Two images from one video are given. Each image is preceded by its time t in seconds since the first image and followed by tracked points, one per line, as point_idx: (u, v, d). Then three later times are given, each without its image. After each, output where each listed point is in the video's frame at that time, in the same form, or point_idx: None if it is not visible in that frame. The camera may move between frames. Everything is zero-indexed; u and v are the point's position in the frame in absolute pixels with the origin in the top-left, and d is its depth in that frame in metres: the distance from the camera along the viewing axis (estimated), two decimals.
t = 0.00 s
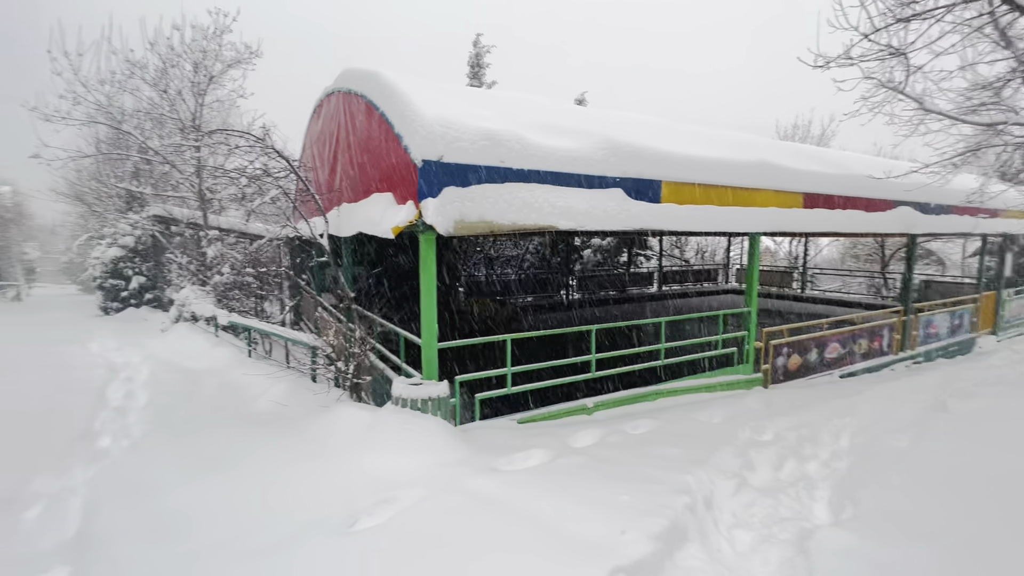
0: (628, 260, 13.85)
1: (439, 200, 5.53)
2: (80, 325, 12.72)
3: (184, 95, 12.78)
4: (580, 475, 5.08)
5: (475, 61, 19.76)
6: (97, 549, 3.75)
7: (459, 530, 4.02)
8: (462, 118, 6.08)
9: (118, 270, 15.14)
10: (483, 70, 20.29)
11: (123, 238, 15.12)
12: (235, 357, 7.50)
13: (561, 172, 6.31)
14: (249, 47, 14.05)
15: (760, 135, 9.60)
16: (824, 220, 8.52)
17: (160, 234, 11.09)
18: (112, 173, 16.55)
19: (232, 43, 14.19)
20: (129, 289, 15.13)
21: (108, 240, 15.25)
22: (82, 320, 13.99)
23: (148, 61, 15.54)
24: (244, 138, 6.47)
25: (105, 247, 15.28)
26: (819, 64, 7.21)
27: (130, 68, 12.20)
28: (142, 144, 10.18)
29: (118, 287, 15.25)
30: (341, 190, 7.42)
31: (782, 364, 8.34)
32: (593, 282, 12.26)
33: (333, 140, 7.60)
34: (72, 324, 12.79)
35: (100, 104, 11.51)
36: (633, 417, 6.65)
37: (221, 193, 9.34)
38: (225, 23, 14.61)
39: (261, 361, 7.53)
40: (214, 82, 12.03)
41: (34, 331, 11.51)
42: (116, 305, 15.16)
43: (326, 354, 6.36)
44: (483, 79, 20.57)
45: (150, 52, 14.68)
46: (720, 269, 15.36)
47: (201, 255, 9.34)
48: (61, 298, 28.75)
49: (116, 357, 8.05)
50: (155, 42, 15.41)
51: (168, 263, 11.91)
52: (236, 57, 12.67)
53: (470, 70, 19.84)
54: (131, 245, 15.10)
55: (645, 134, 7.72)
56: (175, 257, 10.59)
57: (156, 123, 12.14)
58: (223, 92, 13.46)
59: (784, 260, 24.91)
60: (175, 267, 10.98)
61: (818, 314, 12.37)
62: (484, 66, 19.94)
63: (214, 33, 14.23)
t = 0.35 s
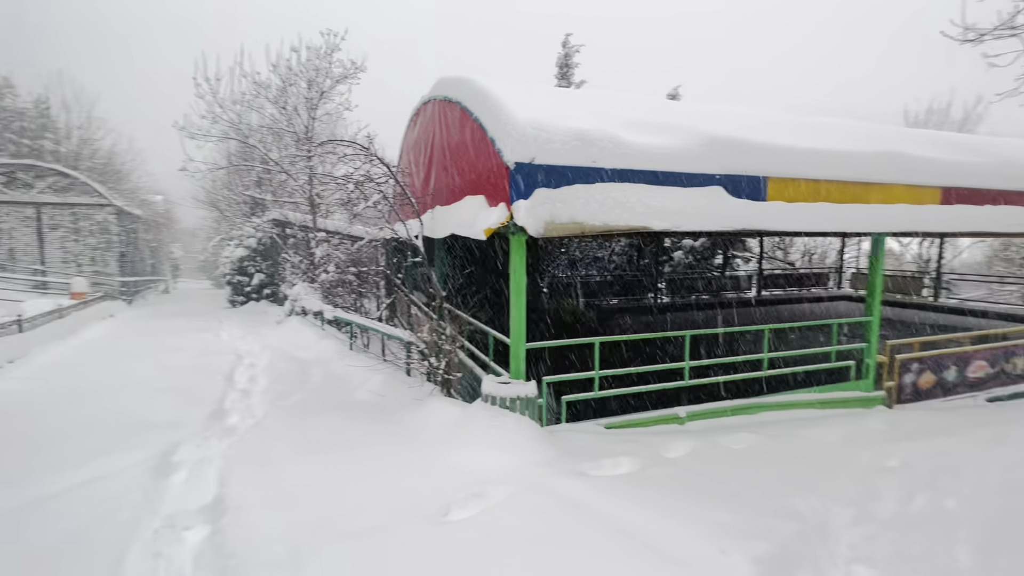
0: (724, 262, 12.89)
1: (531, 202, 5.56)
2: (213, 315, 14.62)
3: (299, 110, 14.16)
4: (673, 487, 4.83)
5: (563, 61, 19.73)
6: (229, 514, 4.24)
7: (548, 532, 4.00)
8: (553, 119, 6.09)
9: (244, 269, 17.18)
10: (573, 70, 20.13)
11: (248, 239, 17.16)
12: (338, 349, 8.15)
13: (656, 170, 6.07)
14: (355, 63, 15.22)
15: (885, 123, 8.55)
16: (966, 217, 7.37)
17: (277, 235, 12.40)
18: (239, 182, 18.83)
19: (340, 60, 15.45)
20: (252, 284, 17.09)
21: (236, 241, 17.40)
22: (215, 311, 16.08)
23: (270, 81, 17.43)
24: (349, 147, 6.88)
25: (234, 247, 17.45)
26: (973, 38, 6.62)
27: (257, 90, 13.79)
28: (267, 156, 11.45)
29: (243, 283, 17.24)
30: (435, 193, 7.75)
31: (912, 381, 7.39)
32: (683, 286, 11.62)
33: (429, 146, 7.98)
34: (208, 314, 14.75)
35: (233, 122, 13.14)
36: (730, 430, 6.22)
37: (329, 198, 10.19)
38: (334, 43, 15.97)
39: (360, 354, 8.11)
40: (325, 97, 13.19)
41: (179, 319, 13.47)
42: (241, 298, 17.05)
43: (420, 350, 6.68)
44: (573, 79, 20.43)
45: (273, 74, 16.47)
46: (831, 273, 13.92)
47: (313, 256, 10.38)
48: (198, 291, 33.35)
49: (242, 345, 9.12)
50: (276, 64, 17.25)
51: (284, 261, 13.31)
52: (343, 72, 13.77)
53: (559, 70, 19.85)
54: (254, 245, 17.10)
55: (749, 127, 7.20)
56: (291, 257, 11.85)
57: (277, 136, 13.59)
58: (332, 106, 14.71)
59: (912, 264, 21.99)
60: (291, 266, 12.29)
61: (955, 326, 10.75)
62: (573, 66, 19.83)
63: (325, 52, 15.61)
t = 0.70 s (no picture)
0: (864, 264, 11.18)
1: (643, 200, 5.34)
2: (339, 310, 16.34)
3: (415, 121, 15.22)
4: (805, 515, 4.31)
5: (675, 52, 18.93)
6: (354, 492, 4.62)
7: (663, 548, 3.77)
8: (669, 113, 5.79)
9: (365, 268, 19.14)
10: (684, 60, 19.23)
11: (369, 241, 18.95)
12: (447, 344, 8.59)
13: (785, 164, 5.53)
14: (465, 71, 15.93)
15: None
16: None
17: (393, 237, 13.48)
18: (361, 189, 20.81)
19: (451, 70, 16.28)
20: (372, 282, 18.82)
21: (359, 243, 19.32)
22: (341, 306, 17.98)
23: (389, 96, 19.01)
24: (462, 152, 7.21)
25: (357, 248, 19.42)
26: None
27: (379, 104, 15.08)
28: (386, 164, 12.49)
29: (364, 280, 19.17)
30: (541, 195, 7.85)
31: None
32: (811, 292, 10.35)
33: (535, 148, 8.11)
34: (335, 308, 16.55)
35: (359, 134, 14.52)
36: (875, 458, 5.45)
37: (439, 201, 10.81)
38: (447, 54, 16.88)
39: (466, 350, 8.47)
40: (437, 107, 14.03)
41: (312, 312, 15.26)
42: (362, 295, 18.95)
43: (525, 349, 6.77)
44: (685, 72, 19.53)
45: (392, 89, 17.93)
46: (1010, 278, 11.67)
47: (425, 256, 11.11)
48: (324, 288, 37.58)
49: (363, 337, 10.03)
50: (395, 80, 18.75)
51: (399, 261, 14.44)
52: (455, 82, 14.52)
53: (670, 62, 19.08)
54: (375, 246, 18.83)
55: (903, 109, 6.24)
56: (405, 257, 12.83)
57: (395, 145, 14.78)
58: (444, 114, 15.56)
59: None
60: (404, 266, 13.37)
61: None
62: (684, 56, 18.95)
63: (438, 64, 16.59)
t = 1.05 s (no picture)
0: None
1: (761, 195, 4.88)
2: (441, 307, 17.32)
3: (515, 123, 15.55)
4: (974, 562, 3.59)
5: (798, 32, 17.33)
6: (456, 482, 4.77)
7: None
8: (798, 96, 5.21)
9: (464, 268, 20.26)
10: (809, 39, 17.52)
11: (469, 242, 19.83)
12: (544, 344, 8.68)
13: (943, 150, 4.74)
14: (565, 71, 15.88)
15: None
16: None
17: (492, 238, 13.94)
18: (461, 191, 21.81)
19: (550, 70, 16.41)
20: (471, 281, 19.72)
21: (459, 244, 20.30)
22: (442, 303, 19.06)
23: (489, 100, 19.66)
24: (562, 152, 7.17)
25: (458, 249, 20.45)
26: None
27: (480, 109, 15.63)
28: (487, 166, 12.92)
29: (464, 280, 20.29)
30: (644, 191, 7.65)
31: None
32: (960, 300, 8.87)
33: (638, 144, 7.90)
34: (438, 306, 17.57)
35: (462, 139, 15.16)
36: None
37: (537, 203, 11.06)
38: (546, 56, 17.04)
39: (562, 351, 8.50)
40: (537, 108, 14.24)
41: (416, 309, 16.31)
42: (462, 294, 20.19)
43: (625, 352, 6.54)
44: (810, 52, 17.79)
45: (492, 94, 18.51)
46: None
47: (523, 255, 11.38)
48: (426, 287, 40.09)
49: (464, 334, 10.49)
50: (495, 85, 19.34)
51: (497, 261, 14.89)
52: (554, 82, 14.63)
53: (792, 42, 17.49)
54: (474, 247, 19.68)
55: None
56: (503, 257, 13.23)
57: (495, 148, 15.28)
58: (543, 115, 15.66)
59: None
60: (502, 266, 13.82)
61: None
62: (809, 35, 17.27)
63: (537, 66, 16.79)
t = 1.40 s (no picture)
0: None
1: (898, 185, 4.24)
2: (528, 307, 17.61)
3: (605, 121, 15.24)
4: None
5: None
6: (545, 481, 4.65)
7: None
8: (949, 70, 4.50)
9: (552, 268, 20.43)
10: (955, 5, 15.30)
11: (557, 242, 19.92)
12: (634, 347, 8.43)
13: None
14: (660, 63, 15.24)
15: None
16: None
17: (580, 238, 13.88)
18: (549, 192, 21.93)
19: (643, 64, 15.90)
20: (558, 281, 19.83)
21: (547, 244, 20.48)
22: (530, 303, 19.37)
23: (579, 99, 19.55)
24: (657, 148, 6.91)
25: (545, 249, 20.63)
26: None
27: (570, 108, 15.52)
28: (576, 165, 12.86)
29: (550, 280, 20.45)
30: (750, 185, 7.20)
31: None
32: None
33: (745, 135, 7.42)
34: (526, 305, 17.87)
35: (552, 139, 15.16)
36: None
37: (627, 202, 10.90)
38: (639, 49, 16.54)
39: (654, 354, 8.21)
40: (629, 104, 13.90)
41: (504, 308, 16.68)
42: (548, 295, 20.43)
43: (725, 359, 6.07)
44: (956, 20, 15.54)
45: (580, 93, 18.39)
46: None
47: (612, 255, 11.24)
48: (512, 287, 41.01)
49: (552, 334, 10.55)
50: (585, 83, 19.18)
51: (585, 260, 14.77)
52: (648, 76, 14.18)
53: (934, 10, 15.37)
54: (562, 247, 19.77)
55: None
56: (591, 257, 13.12)
57: (585, 147, 15.17)
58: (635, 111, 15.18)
59: None
60: (590, 266, 13.69)
61: None
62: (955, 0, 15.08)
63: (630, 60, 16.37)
